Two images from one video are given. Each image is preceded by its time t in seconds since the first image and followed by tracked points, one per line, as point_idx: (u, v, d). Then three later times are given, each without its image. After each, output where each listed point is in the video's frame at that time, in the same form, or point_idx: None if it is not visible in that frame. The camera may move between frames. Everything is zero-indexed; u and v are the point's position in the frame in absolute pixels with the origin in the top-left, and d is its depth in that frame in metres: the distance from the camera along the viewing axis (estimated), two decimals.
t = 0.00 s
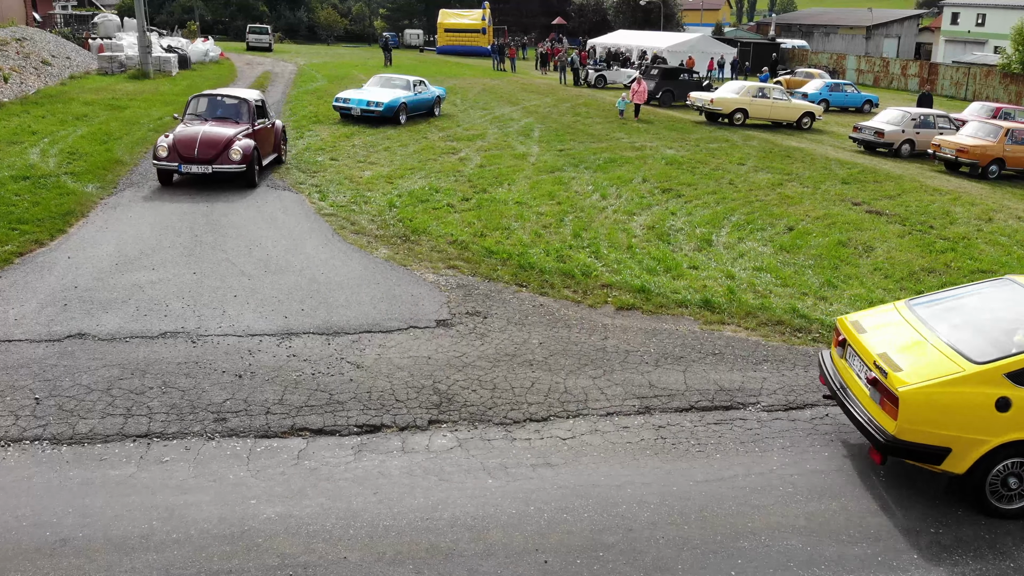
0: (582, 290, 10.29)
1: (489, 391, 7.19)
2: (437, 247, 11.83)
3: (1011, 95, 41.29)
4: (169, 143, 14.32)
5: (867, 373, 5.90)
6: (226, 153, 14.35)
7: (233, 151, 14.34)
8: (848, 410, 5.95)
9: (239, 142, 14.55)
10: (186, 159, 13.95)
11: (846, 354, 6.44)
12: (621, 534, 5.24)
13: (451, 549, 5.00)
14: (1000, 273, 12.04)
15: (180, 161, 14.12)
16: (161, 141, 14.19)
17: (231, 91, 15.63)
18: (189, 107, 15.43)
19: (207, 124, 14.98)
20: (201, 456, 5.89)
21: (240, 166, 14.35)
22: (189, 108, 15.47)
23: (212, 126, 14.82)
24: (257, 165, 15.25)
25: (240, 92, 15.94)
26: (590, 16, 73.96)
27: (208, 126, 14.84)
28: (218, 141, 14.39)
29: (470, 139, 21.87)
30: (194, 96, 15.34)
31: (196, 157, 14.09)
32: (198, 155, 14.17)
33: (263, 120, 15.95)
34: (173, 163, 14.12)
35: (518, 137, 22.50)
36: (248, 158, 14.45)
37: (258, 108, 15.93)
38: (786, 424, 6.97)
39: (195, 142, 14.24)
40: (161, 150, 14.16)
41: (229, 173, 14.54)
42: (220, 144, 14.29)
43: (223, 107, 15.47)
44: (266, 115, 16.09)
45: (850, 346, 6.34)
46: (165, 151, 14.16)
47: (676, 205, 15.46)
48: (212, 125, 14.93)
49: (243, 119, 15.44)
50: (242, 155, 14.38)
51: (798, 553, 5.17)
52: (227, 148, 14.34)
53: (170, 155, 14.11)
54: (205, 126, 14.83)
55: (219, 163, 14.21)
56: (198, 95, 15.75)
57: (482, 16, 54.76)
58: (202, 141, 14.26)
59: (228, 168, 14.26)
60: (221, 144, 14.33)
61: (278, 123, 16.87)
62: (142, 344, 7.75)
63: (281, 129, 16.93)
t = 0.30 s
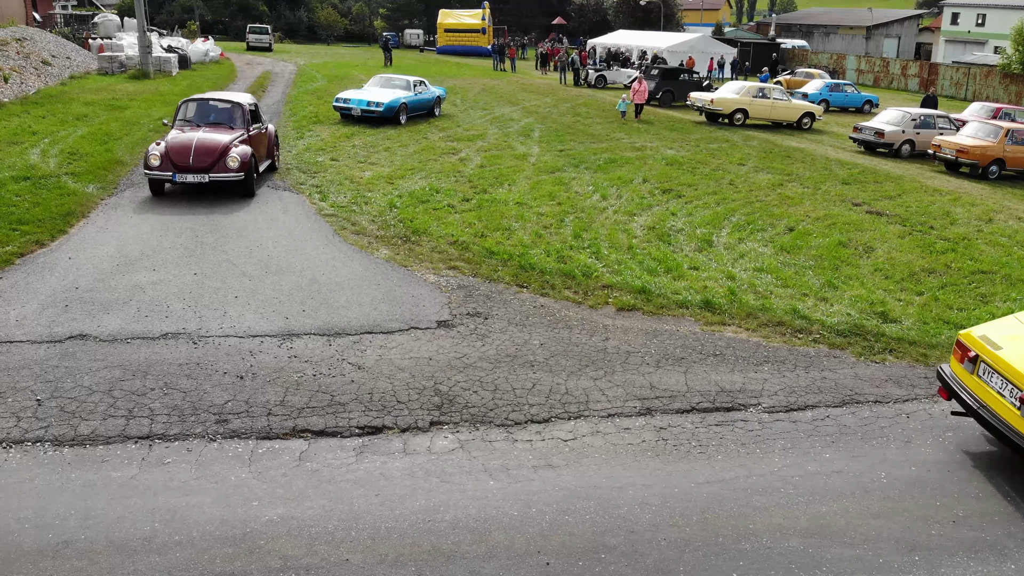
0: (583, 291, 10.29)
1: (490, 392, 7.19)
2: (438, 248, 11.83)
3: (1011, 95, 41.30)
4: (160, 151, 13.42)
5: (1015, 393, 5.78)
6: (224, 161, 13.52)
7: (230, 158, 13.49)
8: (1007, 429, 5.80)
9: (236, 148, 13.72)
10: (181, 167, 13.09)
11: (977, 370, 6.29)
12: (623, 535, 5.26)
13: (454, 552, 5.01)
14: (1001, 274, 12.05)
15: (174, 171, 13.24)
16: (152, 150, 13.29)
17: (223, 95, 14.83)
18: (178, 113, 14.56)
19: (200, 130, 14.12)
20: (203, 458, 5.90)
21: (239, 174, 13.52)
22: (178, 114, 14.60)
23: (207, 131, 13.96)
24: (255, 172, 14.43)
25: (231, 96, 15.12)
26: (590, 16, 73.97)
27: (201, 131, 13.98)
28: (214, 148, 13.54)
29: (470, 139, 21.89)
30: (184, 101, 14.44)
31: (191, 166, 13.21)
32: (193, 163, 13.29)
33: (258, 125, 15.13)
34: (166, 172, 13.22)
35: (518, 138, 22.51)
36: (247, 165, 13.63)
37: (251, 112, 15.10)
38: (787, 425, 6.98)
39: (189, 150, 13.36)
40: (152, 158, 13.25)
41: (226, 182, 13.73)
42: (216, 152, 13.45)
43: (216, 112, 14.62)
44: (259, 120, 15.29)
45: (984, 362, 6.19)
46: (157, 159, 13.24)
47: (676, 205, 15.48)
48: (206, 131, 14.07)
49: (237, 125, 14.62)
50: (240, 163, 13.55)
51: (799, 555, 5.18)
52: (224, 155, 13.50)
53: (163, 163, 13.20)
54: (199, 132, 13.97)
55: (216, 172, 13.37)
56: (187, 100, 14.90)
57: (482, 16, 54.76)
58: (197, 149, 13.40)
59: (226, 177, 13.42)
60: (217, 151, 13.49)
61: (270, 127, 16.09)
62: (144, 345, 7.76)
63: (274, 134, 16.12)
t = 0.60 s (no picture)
0: (583, 292, 10.32)
1: (491, 394, 7.22)
2: (439, 249, 11.86)
3: (1011, 95, 41.31)
4: (156, 162, 12.84)
5: None
6: (224, 172, 12.98)
7: (231, 168, 12.96)
8: None
9: (236, 158, 13.18)
10: (181, 180, 12.56)
11: None
12: (624, 536, 5.28)
13: (455, 553, 5.03)
14: (1000, 274, 12.07)
15: (172, 183, 12.67)
16: (147, 161, 12.70)
17: (217, 101, 14.29)
18: (171, 122, 13.97)
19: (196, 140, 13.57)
20: (206, 459, 5.93)
21: (241, 185, 12.98)
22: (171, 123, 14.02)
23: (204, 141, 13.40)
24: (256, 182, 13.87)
25: (225, 102, 14.58)
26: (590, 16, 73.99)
27: (199, 142, 13.41)
28: (214, 159, 13.01)
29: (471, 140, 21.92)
30: (178, 109, 13.85)
31: (191, 177, 12.67)
32: (192, 174, 12.75)
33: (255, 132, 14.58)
34: (163, 185, 12.65)
35: (518, 138, 22.54)
36: (249, 176, 13.10)
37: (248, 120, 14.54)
38: (787, 426, 7.01)
39: (188, 161, 12.82)
40: (148, 170, 12.66)
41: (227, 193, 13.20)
42: (216, 163, 12.91)
43: (211, 120, 14.09)
44: (255, 127, 14.76)
45: None
46: (153, 171, 12.65)
47: (676, 206, 15.51)
48: (203, 141, 13.52)
49: (233, 133, 14.09)
50: (242, 173, 13.01)
51: (799, 555, 5.21)
52: (224, 166, 12.97)
53: (160, 175, 12.62)
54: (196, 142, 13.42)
55: (217, 184, 12.83)
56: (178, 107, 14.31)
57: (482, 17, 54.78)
58: (196, 160, 12.86)
59: (228, 188, 12.89)
60: (217, 162, 12.95)
61: (265, 134, 15.55)
62: (146, 346, 7.79)
63: (270, 141, 15.58)
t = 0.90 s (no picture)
0: (580, 291, 10.37)
1: (488, 392, 7.27)
2: (437, 249, 11.91)
3: (1011, 96, 41.38)
4: (152, 170, 12.07)
5: None
6: (225, 181, 12.24)
7: (233, 177, 12.24)
8: None
9: (237, 167, 12.46)
10: (179, 190, 11.82)
11: None
12: (617, 532, 5.35)
13: (451, 548, 5.09)
14: (996, 274, 12.13)
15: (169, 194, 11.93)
16: (143, 170, 11.94)
17: (212, 106, 13.56)
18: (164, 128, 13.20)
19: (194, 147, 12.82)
20: (204, 456, 5.98)
21: (244, 196, 12.28)
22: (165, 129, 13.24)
23: (203, 149, 12.67)
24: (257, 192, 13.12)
25: (219, 107, 13.83)
26: (590, 16, 74.09)
27: (196, 149, 12.68)
28: (214, 167, 12.28)
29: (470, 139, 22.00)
30: (171, 114, 13.10)
31: (190, 187, 11.94)
32: (191, 184, 12.01)
33: (252, 139, 13.87)
34: (160, 195, 11.89)
35: (517, 138, 22.62)
36: (251, 185, 12.38)
37: (245, 126, 13.84)
38: (781, 424, 7.06)
39: (187, 170, 12.08)
40: (144, 180, 11.89)
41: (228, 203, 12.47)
42: (216, 172, 12.19)
43: (207, 125, 13.35)
44: (252, 132, 14.06)
45: None
46: (149, 181, 11.90)
47: (674, 206, 15.58)
48: (201, 148, 12.79)
49: (230, 139, 13.36)
50: (244, 183, 12.29)
51: (790, 551, 5.26)
52: (225, 175, 12.25)
53: (157, 185, 11.87)
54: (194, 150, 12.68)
55: (218, 194, 12.11)
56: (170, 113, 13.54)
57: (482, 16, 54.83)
58: (195, 169, 12.13)
59: (230, 199, 12.18)
60: (217, 171, 12.23)
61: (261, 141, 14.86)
62: (144, 344, 7.84)
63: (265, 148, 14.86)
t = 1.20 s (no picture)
0: (583, 290, 10.40)
1: (492, 390, 7.31)
2: (439, 248, 11.95)
3: (1011, 95, 41.45)
4: (155, 180, 11.36)
5: None
6: (233, 191, 11.59)
7: (241, 187, 11.59)
8: None
9: (246, 176, 11.81)
10: (186, 202, 11.14)
11: None
12: (622, 528, 5.37)
13: (457, 544, 5.12)
14: (997, 273, 12.16)
15: (175, 205, 11.25)
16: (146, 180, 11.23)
17: (211, 109, 12.79)
18: (162, 133, 12.44)
19: (197, 154, 12.12)
20: (211, 453, 6.02)
21: (254, 207, 11.66)
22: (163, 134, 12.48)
23: (208, 156, 11.96)
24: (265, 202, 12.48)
25: (219, 109, 13.09)
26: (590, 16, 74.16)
27: (200, 156, 11.97)
28: (221, 176, 11.62)
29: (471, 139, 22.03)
30: (171, 118, 12.31)
31: (197, 198, 11.28)
32: (198, 195, 11.33)
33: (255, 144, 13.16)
34: (165, 207, 11.19)
35: (518, 138, 22.66)
36: (261, 195, 11.77)
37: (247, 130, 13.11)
38: (785, 422, 7.09)
39: (193, 178, 11.40)
40: (147, 190, 11.19)
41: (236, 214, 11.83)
42: (224, 181, 11.52)
43: (208, 130, 12.61)
44: (254, 136, 13.33)
45: None
46: (153, 191, 11.17)
47: (675, 205, 15.61)
48: (205, 155, 12.09)
49: (234, 145, 12.62)
50: (253, 193, 11.69)
51: (795, 547, 5.30)
52: (234, 185, 11.58)
53: (161, 196, 11.16)
54: (198, 157, 11.98)
55: (226, 206, 11.47)
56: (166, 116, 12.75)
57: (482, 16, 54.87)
58: (201, 177, 11.45)
59: (239, 210, 11.55)
60: (225, 180, 11.56)
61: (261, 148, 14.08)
62: (149, 343, 7.87)
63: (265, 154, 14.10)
